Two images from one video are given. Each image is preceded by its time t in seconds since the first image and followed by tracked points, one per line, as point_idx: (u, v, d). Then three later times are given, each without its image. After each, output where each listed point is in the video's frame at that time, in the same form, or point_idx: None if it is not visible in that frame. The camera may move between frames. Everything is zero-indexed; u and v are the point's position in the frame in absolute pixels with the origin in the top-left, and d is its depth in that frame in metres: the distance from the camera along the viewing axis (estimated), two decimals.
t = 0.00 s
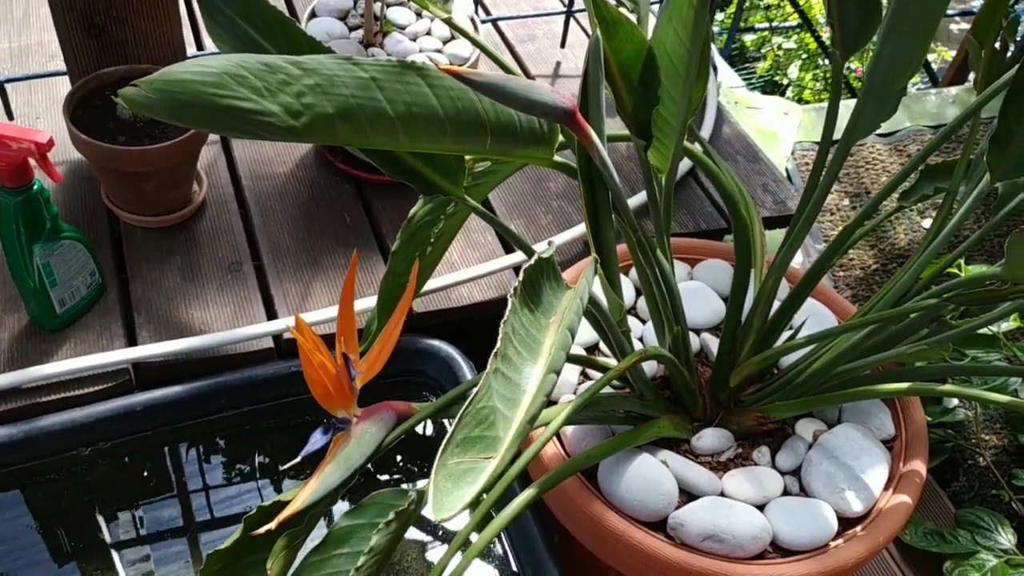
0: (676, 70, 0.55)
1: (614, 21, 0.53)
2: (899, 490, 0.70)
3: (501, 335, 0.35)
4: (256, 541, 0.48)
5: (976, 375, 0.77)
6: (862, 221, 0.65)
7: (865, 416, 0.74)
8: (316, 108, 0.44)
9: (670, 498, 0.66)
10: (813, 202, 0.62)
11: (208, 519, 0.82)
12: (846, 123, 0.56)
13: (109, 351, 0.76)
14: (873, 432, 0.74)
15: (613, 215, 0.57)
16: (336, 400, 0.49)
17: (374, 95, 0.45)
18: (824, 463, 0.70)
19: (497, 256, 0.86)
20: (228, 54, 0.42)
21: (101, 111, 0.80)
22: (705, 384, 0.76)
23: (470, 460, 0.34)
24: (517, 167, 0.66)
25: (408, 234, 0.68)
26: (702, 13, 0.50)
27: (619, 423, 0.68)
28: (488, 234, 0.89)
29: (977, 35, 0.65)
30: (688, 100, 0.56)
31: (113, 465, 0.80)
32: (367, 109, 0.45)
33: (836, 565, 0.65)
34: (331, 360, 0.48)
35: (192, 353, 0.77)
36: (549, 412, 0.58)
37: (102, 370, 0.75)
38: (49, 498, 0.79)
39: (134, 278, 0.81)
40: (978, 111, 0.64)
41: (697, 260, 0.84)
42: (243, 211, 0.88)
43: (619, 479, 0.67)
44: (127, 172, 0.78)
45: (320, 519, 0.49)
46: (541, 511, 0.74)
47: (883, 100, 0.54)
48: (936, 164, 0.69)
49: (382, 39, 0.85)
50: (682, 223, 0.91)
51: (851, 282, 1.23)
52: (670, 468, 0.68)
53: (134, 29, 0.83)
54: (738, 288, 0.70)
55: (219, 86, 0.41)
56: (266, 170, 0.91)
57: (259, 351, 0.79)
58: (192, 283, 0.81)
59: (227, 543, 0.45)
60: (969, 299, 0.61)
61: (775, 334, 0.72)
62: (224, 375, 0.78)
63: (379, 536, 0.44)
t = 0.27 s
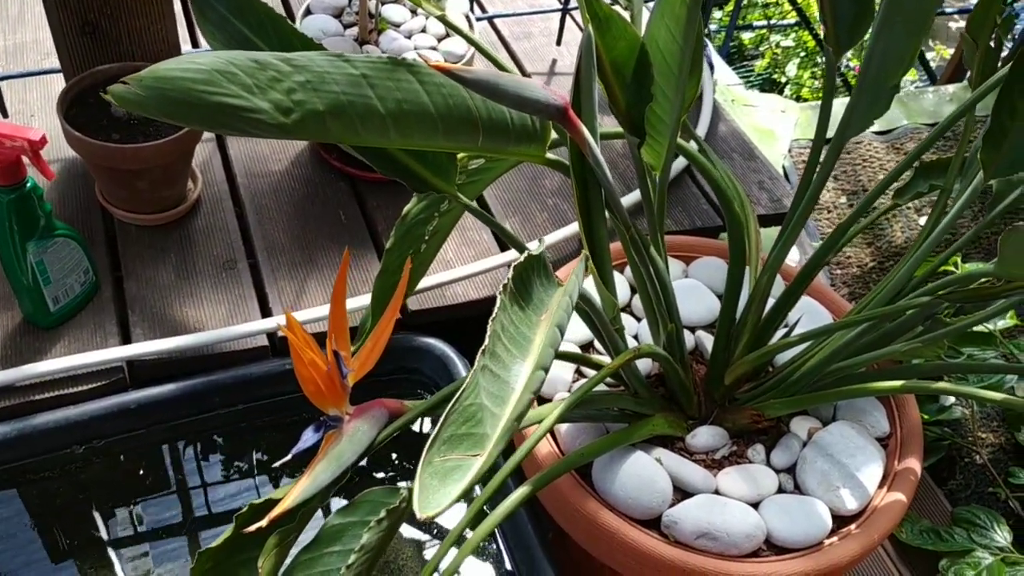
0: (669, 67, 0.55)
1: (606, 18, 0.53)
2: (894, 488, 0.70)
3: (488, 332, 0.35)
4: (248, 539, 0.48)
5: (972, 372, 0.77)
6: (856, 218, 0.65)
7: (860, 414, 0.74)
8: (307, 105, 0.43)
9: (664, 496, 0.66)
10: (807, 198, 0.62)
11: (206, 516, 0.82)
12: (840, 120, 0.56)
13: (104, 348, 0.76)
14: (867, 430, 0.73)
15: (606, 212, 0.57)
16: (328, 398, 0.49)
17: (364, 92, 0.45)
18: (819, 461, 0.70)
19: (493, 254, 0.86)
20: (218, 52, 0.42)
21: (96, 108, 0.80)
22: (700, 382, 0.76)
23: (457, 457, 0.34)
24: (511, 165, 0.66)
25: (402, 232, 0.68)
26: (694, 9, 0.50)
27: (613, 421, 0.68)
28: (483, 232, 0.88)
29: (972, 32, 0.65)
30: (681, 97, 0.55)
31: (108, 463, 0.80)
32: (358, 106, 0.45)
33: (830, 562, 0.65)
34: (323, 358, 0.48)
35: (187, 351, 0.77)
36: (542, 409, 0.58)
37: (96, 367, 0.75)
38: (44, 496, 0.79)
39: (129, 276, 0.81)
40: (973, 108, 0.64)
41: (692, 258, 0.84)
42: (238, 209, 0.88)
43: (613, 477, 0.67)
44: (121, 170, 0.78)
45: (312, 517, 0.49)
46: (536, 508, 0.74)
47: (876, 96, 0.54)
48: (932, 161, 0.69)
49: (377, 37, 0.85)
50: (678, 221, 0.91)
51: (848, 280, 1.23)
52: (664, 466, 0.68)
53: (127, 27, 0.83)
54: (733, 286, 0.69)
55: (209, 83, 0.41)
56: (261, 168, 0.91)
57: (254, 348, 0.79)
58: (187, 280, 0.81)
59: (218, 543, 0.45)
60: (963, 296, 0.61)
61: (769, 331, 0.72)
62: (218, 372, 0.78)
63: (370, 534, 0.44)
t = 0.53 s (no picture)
0: (660, 66, 0.55)
1: (597, 17, 0.53)
2: (886, 486, 0.70)
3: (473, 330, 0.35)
4: (238, 537, 0.48)
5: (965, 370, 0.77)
6: (847, 216, 0.65)
7: (853, 412, 0.74)
8: (295, 104, 0.44)
9: (656, 494, 0.66)
10: (798, 196, 0.62)
11: (203, 516, 0.82)
12: (830, 118, 0.56)
13: (97, 347, 0.76)
14: (860, 428, 0.74)
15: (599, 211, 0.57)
16: (318, 396, 0.49)
17: (353, 90, 0.45)
18: (811, 458, 0.70)
19: (487, 252, 0.86)
20: (207, 50, 0.42)
21: (90, 107, 0.80)
22: (693, 380, 0.76)
23: (440, 454, 0.34)
24: (503, 163, 0.66)
25: (395, 230, 0.68)
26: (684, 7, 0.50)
27: (606, 419, 0.68)
28: (478, 231, 0.88)
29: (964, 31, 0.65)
30: (671, 96, 0.56)
31: (102, 462, 0.80)
32: (346, 104, 0.45)
33: (822, 560, 0.65)
34: (313, 355, 0.48)
35: (180, 349, 0.77)
36: (533, 407, 0.58)
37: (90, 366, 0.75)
38: (38, 495, 0.79)
39: (123, 274, 0.81)
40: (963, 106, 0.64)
41: (686, 256, 0.84)
42: (233, 208, 0.88)
43: (605, 475, 0.67)
44: (115, 168, 0.78)
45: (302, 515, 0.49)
46: (528, 506, 0.74)
47: (865, 95, 0.54)
48: (924, 159, 0.69)
49: (371, 35, 0.85)
50: (672, 219, 0.91)
51: (844, 278, 1.23)
52: (656, 464, 0.68)
53: (121, 25, 0.83)
54: (725, 284, 0.69)
55: (197, 81, 0.41)
56: (256, 167, 0.91)
57: (248, 347, 0.80)
58: (181, 279, 0.81)
59: (208, 540, 0.45)
60: (953, 294, 0.61)
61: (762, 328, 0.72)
62: (212, 371, 0.78)
63: (359, 532, 0.44)
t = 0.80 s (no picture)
0: (647, 65, 0.55)
1: (584, 15, 0.53)
2: (877, 483, 0.70)
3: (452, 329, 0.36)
4: (224, 536, 0.48)
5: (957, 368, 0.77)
6: (837, 214, 0.65)
7: (844, 410, 0.74)
8: (280, 102, 0.43)
9: (646, 492, 0.66)
10: (787, 194, 0.62)
11: (199, 514, 0.82)
12: (818, 117, 0.56)
13: (89, 346, 0.76)
14: (851, 426, 0.74)
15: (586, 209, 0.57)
16: (305, 395, 0.49)
17: (338, 89, 0.45)
18: (802, 457, 0.70)
19: (479, 251, 0.86)
20: (191, 49, 0.42)
21: (81, 105, 0.80)
22: (685, 378, 0.76)
23: (418, 452, 0.34)
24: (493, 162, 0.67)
25: (385, 229, 0.68)
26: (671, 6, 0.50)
27: (596, 417, 0.69)
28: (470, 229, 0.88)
29: (954, 29, 0.65)
30: (659, 94, 0.56)
31: (94, 461, 0.80)
32: (331, 103, 0.45)
33: (812, 558, 0.65)
34: (299, 354, 0.48)
35: (172, 348, 0.77)
36: (521, 405, 0.58)
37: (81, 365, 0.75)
38: (30, 494, 0.79)
39: (115, 273, 0.81)
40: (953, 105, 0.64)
41: (678, 255, 0.84)
42: (225, 207, 0.88)
43: (595, 473, 0.67)
44: (106, 167, 0.78)
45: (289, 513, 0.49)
46: (520, 505, 0.74)
47: (853, 93, 0.54)
48: (914, 157, 0.69)
49: (363, 34, 0.85)
50: (665, 217, 0.91)
51: (839, 276, 1.23)
52: (647, 462, 0.68)
53: (112, 25, 0.83)
54: (716, 282, 0.69)
55: (181, 80, 0.41)
56: (248, 166, 0.91)
57: (239, 346, 0.80)
58: (173, 278, 0.81)
59: (194, 538, 0.45)
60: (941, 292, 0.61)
61: (753, 326, 0.72)
62: (203, 370, 0.78)
63: (344, 530, 0.44)
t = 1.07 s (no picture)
0: (634, 61, 0.54)
1: (570, 11, 0.53)
2: (867, 481, 0.70)
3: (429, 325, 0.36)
4: (207, 533, 0.48)
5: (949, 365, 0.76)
6: (826, 211, 0.65)
7: (835, 408, 0.74)
8: (262, 98, 0.43)
9: (635, 490, 0.66)
10: (775, 191, 0.62)
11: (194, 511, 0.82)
12: (805, 114, 0.56)
13: (78, 343, 0.76)
14: (842, 423, 0.73)
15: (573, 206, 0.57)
16: (289, 391, 0.49)
17: (320, 85, 0.45)
18: (792, 454, 0.70)
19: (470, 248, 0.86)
20: (172, 45, 0.42)
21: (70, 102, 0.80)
22: (675, 375, 0.76)
23: (392, 449, 0.33)
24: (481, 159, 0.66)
25: (374, 226, 0.68)
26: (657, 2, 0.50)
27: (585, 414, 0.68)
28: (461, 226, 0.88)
29: (944, 25, 0.65)
30: (646, 91, 0.55)
31: (84, 458, 0.80)
32: (314, 99, 0.45)
33: (802, 556, 0.65)
34: (283, 351, 0.47)
35: (161, 346, 0.77)
36: (508, 402, 0.58)
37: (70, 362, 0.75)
38: (19, 491, 0.79)
39: (104, 271, 0.81)
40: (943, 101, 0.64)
41: (669, 252, 0.84)
42: (216, 205, 0.88)
43: (584, 471, 0.67)
44: (96, 164, 0.77)
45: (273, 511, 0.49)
46: (510, 502, 0.74)
47: (840, 89, 0.53)
48: (905, 153, 0.69)
49: (353, 31, 0.85)
50: (657, 215, 0.90)
51: (834, 274, 1.23)
52: (636, 460, 0.68)
53: (102, 21, 0.83)
54: (705, 280, 0.69)
55: (162, 76, 0.41)
56: (239, 163, 0.91)
57: (229, 343, 0.79)
58: (163, 275, 0.81)
59: (176, 535, 0.45)
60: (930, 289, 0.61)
61: (744, 324, 0.72)
62: (192, 367, 0.78)
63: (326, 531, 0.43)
